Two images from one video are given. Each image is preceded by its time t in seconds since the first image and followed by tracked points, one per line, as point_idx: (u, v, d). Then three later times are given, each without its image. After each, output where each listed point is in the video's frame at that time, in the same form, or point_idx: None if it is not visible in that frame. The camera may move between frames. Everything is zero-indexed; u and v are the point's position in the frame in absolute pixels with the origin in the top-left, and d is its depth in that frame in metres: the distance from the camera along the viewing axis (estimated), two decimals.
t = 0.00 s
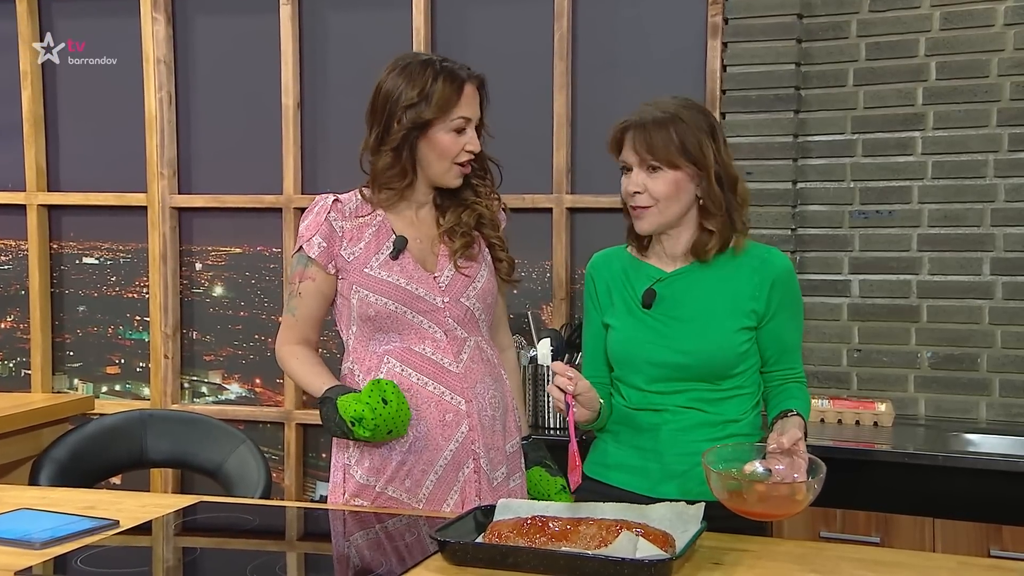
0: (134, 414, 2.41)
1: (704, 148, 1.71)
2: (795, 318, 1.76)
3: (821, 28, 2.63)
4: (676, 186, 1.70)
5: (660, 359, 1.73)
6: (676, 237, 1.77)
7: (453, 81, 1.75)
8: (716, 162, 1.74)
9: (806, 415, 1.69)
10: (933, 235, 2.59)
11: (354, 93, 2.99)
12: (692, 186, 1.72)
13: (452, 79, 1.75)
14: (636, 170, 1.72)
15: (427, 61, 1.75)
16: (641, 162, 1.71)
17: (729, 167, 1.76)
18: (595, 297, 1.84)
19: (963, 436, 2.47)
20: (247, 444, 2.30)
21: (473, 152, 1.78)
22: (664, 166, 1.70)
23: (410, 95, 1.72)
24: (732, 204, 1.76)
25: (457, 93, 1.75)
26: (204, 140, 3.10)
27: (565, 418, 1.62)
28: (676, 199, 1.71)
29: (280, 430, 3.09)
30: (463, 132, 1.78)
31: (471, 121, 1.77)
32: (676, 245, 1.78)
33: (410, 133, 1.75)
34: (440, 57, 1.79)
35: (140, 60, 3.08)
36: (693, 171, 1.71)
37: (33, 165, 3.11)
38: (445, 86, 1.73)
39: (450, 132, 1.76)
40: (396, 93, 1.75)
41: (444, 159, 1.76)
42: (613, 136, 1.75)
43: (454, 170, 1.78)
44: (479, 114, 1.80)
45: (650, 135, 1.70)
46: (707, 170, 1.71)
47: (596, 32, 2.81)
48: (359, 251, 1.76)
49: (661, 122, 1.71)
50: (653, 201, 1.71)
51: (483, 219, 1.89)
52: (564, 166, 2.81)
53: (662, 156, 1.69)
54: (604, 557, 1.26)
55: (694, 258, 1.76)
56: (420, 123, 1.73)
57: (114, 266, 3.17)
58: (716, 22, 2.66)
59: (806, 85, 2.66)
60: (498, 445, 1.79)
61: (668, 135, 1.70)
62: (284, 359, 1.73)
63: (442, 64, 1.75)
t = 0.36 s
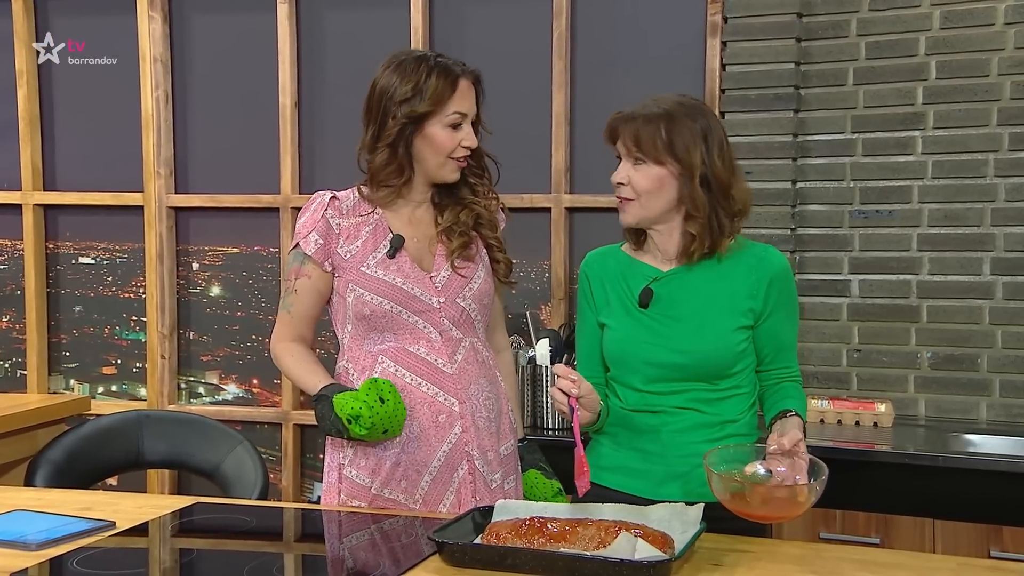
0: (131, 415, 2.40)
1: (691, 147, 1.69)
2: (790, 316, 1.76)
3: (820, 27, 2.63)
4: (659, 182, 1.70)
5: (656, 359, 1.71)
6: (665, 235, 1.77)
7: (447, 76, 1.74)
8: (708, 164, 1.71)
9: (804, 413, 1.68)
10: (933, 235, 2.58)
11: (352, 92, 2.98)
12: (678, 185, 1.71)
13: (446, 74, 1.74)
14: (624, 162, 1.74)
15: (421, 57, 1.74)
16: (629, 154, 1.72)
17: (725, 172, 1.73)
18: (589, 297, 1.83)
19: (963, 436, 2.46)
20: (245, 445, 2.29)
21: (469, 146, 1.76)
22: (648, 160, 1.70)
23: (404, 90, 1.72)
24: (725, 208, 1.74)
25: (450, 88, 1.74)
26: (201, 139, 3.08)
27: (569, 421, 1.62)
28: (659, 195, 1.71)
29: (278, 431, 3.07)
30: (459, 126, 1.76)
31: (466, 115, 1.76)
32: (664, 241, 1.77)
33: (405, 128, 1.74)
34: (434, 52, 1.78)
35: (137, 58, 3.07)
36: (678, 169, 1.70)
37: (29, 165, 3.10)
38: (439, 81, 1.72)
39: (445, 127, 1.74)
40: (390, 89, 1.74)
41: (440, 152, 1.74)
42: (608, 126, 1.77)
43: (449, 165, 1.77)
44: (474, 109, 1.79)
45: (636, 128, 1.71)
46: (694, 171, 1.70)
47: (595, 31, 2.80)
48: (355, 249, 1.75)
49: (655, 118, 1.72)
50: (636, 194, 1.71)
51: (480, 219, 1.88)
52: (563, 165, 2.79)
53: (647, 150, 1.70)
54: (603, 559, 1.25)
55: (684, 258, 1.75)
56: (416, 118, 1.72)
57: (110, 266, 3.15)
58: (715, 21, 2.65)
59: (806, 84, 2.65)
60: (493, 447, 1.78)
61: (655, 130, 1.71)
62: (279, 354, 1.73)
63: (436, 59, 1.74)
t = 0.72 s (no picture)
0: (129, 415, 2.38)
1: (679, 146, 1.67)
2: (792, 318, 1.74)
3: (821, 26, 2.62)
4: (647, 180, 1.69)
5: (654, 359, 1.70)
6: (660, 235, 1.75)
7: (440, 75, 1.73)
8: (698, 165, 1.69)
9: (807, 415, 1.65)
10: (935, 234, 2.57)
11: (351, 91, 2.97)
12: (666, 184, 1.69)
13: (439, 73, 1.73)
14: (620, 161, 1.74)
15: (415, 56, 1.73)
16: (622, 154, 1.73)
17: (719, 174, 1.70)
18: (592, 293, 1.82)
19: (966, 437, 2.45)
20: (243, 446, 2.27)
21: (464, 146, 1.75)
22: (638, 159, 1.70)
23: (399, 91, 1.71)
24: (717, 210, 1.70)
25: (444, 89, 1.72)
26: (199, 138, 3.07)
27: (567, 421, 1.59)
28: (649, 193, 1.70)
29: (276, 432, 3.06)
30: (455, 125, 1.75)
31: (462, 115, 1.75)
32: (660, 242, 1.76)
33: (401, 129, 1.73)
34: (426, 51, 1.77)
35: (134, 57, 3.06)
36: (666, 168, 1.69)
37: (25, 164, 3.08)
38: (433, 80, 1.71)
39: (440, 128, 1.73)
40: (384, 89, 1.73)
41: (436, 152, 1.73)
42: (606, 125, 1.77)
43: (446, 164, 1.76)
44: (469, 108, 1.78)
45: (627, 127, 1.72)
46: (682, 170, 1.68)
47: (594, 30, 2.79)
48: (350, 250, 1.74)
49: (647, 117, 1.71)
50: (627, 192, 1.72)
51: (476, 217, 1.86)
52: (562, 165, 2.78)
53: (637, 149, 1.70)
54: (603, 560, 1.24)
55: (680, 259, 1.73)
56: (411, 118, 1.71)
57: (108, 266, 3.14)
58: (715, 20, 2.64)
59: (806, 84, 2.64)
60: (490, 447, 1.76)
61: (647, 130, 1.70)
62: (274, 356, 1.72)
63: (431, 58, 1.73)
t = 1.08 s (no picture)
0: (126, 416, 2.37)
1: (676, 145, 1.66)
2: (793, 317, 1.71)
3: (823, 25, 2.60)
4: (644, 179, 1.68)
5: (653, 359, 1.68)
6: (659, 234, 1.74)
7: (413, 58, 1.73)
8: (695, 164, 1.67)
9: (809, 415, 1.63)
10: (937, 234, 2.55)
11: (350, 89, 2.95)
12: (663, 183, 1.68)
13: (411, 56, 1.73)
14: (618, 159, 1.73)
15: (391, 47, 1.75)
16: (620, 152, 1.71)
17: (716, 173, 1.68)
18: (592, 293, 1.80)
19: (968, 438, 2.43)
20: (241, 447, 2.26)
21: (452, 127, 1.72)
22: (635, 157, 1.68)
23: (375, 80, 1.73)
24: (714, 210, 1.68)
25: (418, 70, 1.72)
26: (197, 138, 3.05)
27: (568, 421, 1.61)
28: (646, 192, 1.68)
29: (274, 433, 3.04)
30: (440, 110, 1.73)
31: (444, 97, 1.72)
32: (660, 241, 1.75)
33: (381, 117, 1.74)
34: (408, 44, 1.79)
35: (131, 56, 3.04)
36: (663, 166, 1.67)
37: (22, 163, 3.07)
38: (406, 64, 1.72)
39: (422, 111, 1.71)
40: (365, 83, 1.75)
41: (422, 136, 1.71)
42: (605, 123, 1.76)
43: (438, 150, 1.73)
44: (455, 92, 1.76)
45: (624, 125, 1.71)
46: (678, 169, 1.66)
47: (595, 28, 2.77)
48: (352, 247, 1.72)
49: (644, 116, 1.70)
50: (625, 191, 1.70)
51: (480, 216, 1.85)
52: (562, 164, 2.76)
53: (633, 147, 1.68)
54: (602, 563, 1.22)
55: (678, 258, 1.72)
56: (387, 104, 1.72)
57: (105, 266, 3.13)
58: (716, 18, 2.62)
59: (808, 82, 2.62)
60: (489, 448, 1.74)
61: (644, 128, 1.69)
62: (275, 356, 1.70)
63: (405, 45, 1.74)
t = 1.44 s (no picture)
0: (122, 418, 2.35)
1: (675, 144, 1.63)
2: (792, 317, 1.69)
3: (825, 23, 2.58)
4: (642, 176, 1.66)
5: (647, 356, 1.67)
6: (656, 232, 1.72)
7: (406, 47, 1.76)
8: (694, 165, 1.65)
9: (807, 416, 1.60)
10: (940, 233, 2.53)
11: (348, 88, 2.93)
12: (660, 181, 1.65)
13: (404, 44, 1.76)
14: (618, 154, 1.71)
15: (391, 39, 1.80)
16: (620, 147, 1.70)
17: (716, 175, 1.65)
18: (590, 289, 1.79)
19: (972, 440, 2.42)
20: (238, 449, 2.24)
21: (439, 112, 1.72)
22: (635, 153, 1.66)
23: (370, 67, 1.77)
24: (711, 211, 1.66)
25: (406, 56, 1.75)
26: (194, 137, 3.03)
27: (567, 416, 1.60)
28: (644, 188, 1.66)
29: (272, 434, 3.02)
30: (428, 95, 1.73)
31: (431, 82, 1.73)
32: (656, 238, 1.73)
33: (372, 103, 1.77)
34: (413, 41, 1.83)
35: (128, 55, 3.02)
36: (661, 164, 1.65)
37: (17, 162, 3.05)
38: (398, 51, 1.75)
39: (408, 95, 1.73)
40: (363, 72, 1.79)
41: (407, 120, 1.72)
42: (609, 117, 1.74)
43: (424, 136, 1.72)
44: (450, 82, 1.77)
45: (625, 120, 1.69)
46: (676, 168, 1.64)
47: (595, 27, 2.75)
48: (344, 240, 1.71)
49: (647, 111, 1.68)
50: (621, 186, 1.68)
51: (480, 219, 1.80)
52: (562, 164, 2.75)
53: (633, 143, 1.67)
54: (604, 565, 1.20)
55: (672, 256, 1.69)
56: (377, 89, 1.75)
57: (101, 266, 3.10)
58: (717, 17, 2.60)
59: (810, 81, 2.60)
60: (462, 450, 1.70)
61: (645, 124, 1.67)
62: (271, 340, 1.73)
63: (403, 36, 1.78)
